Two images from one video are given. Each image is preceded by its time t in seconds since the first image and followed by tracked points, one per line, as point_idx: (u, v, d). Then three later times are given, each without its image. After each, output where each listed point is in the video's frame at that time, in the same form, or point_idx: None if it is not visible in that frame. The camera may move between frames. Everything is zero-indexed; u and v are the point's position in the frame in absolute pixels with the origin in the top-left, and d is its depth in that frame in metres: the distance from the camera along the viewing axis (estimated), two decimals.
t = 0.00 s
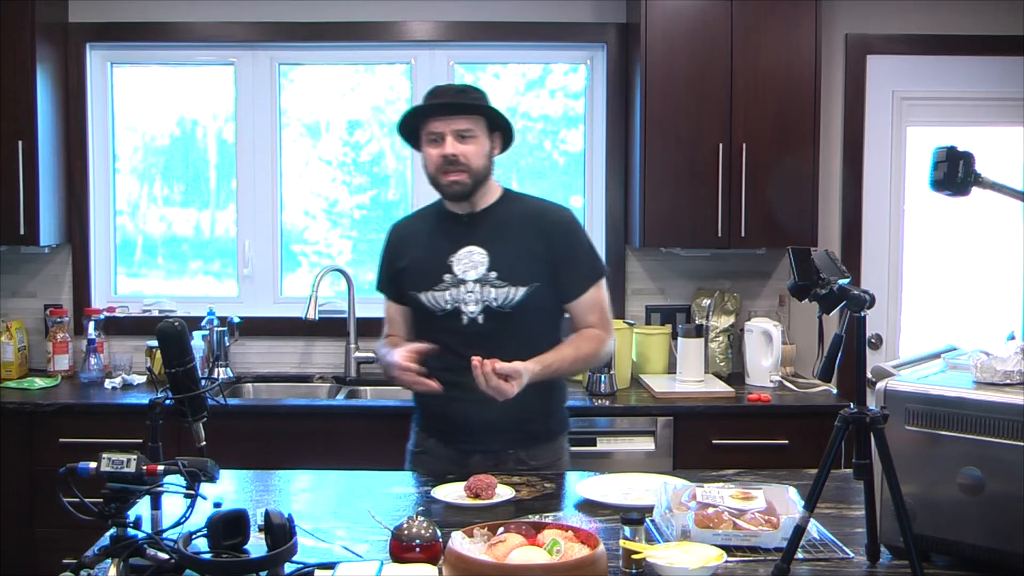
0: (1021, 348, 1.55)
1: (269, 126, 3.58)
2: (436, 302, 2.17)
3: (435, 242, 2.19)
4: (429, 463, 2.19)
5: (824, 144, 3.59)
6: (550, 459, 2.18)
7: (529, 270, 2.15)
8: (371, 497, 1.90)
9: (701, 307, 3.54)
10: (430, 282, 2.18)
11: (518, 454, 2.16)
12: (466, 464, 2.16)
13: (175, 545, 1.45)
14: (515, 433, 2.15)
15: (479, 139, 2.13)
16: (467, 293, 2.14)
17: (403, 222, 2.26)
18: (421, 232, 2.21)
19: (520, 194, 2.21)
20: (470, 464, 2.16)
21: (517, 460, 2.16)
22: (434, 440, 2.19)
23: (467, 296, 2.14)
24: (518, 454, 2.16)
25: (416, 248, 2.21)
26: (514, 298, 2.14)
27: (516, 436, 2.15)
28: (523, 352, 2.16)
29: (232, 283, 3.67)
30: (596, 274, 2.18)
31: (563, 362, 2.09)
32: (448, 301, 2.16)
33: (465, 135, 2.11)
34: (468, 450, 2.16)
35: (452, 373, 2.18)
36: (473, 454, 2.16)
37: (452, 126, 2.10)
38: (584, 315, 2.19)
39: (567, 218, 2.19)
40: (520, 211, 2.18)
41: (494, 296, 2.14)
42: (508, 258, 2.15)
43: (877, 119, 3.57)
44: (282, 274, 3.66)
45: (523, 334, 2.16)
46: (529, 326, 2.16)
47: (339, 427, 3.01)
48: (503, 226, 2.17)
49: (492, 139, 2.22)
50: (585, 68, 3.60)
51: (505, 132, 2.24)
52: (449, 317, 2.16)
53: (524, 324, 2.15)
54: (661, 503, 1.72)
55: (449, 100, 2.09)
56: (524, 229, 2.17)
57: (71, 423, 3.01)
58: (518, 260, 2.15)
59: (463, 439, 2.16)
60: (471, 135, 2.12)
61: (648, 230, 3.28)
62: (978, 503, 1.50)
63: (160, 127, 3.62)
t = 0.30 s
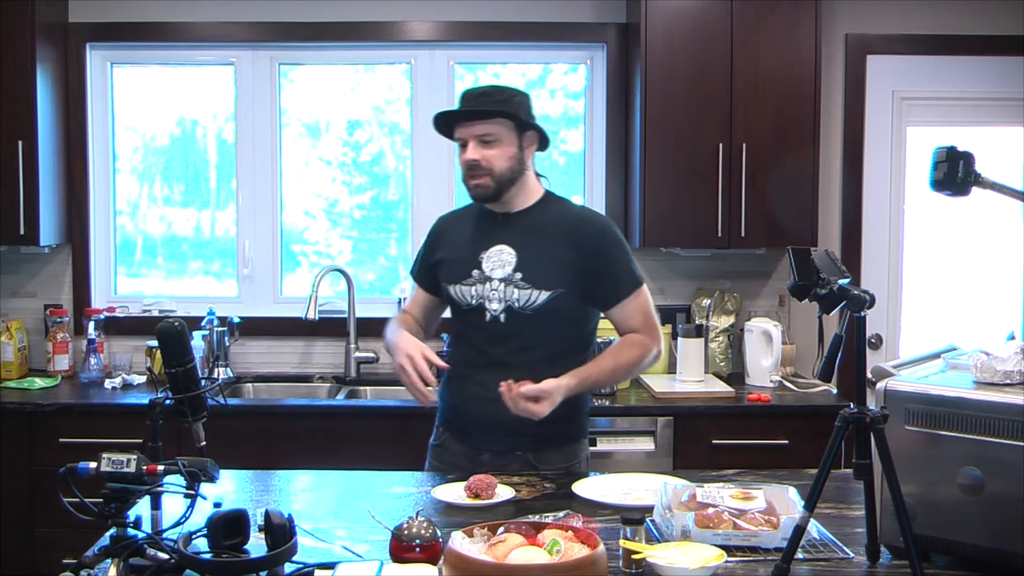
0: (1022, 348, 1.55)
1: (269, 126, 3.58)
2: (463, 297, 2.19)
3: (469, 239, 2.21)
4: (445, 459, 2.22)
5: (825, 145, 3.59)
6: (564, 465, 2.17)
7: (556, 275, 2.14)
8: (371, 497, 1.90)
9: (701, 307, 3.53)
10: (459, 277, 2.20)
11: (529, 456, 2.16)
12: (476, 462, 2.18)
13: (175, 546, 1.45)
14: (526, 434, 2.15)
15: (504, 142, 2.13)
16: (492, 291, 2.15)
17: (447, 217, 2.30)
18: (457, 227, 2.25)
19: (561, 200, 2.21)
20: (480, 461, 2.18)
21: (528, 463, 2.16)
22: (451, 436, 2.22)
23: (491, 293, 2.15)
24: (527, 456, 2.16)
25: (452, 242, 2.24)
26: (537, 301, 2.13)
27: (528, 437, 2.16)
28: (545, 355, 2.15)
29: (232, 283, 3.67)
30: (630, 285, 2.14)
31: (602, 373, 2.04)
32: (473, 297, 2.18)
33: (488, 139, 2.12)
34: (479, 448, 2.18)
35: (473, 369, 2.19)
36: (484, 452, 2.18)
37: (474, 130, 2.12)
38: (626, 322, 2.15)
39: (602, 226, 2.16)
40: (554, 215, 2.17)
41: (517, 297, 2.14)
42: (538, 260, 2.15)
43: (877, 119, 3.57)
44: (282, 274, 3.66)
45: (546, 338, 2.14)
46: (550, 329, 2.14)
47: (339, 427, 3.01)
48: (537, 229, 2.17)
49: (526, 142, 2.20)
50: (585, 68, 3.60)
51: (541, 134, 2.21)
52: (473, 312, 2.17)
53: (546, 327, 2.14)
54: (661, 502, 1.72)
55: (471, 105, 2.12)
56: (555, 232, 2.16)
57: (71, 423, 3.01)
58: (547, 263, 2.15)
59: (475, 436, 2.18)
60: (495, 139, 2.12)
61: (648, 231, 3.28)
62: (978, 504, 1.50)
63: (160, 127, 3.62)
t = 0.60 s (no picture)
0: (1021, 348, 1.55)
1: (269, 126, 3.58)
2: (475, 288, 2.20)
3: (486, 231, 2.22)
4: (449, 457, 2.23)
5: (824, 145, 3.59)
6: (565, 466, 2.17)
7: (569, 275, 2.14)
8: (371, 497, 1.90)
9: (701, 307, 3.53)
10: (474, 268, 2.21)
11: (530, 456, 2.16)
12: (478, 460, 2.19)
13: (175, 546, 1.45)
14: (527, 435, 2.15)
15: (536, 140, 2.13)
16: (505, 285, 2.16)
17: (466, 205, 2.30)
18: (476, 217, 2.25)
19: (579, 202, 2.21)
20: (483, 460, 2.19)
21: (530, 463, 2.16)
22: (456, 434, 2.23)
23: (504, 287, 2.16)
24: (528, 456, 2.16)
25: (469, 233, 2.24)
26: (548, 299, 2.14)
27: (528, 438, 2.16)
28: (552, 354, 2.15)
29: (232, 283, 3.67)
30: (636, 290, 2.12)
31: (594, 361, 1.99)
32: (486, 289, 2.19)
33: (522, 137, 2.13)
34: (482, 447, 2.18)
35: (479, 364, 2.19)
36: (485, 451, 2.18)
37: (509, 127, 2.13)
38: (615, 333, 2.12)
39: (618, 232, 2.16)
40: (573, 216, 2.18)
41: (529, 293, 2.15)
42: (552, 258, 2.15)
43: (877, 119, 3.57)
44: (282, 274, 3.66)
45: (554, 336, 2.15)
46: (559, 329, 2.15)
47: (338, 427, 3.01)
48: (554, 227, 2.17)
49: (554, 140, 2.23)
50: (585, 68, 3.60)
51: (567, 131, 2.23)
52: (483, 305, 2.18)
53: (555, 327, 2.15)
54: (661, 502, 1.72)
55: (507, 102, 2.12)
56: (572, 232, 2.16)
57: (71, 423, 3.01)
58: (561, 262, 2.15)
59: (477, 435, 2.19)
60: (528, 137, 2.13)
61: (649, 231, 3.28)
62: (978, 504, 1.50)
63: (160, 127, 3.62)
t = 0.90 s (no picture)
0: (1022, 349, 1.55)
1: (269, 126, 3.58)
2: (471, 286, 2.18)
3: (481, 228, 2.21)
4: (442, 459, 2.21)
5: (824, 145, 3.59)
6: (560, 465, 2.17)
7: (568, 273, 2.16)
8: (371, 497, 1.90)
9: (701, 307, 3.53)
10: (469, 265, 2.19)
11: (527, 456, 2.16)
12: (473, 462, 2.18)
13: (175, 546, 1.45)
14: (524, 435, 2.15)
15: (535, 135, 2.16)
16: (503, 283, 2.15)
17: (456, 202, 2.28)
18: (470, 216, 2.24)
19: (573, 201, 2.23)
20: (478, 462, 2.17)
21: (527, 464, 2.16)
22: (446, 436, 2.20)
23: (502, 285, 2.15)
24: (526, 456, 2.15)
25: (462, 230, 2.22)
26: (548, 297, 2.16)
27: (525, 437, 2.15)
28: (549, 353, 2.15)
29: (232, 282, 3.67)
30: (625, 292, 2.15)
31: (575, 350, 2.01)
32: (482, 287, 2.17)
33: (521, 131, 2.15)
34: (477, 449, 2.17)
35: (472, 364, 2.17)
36: (481, 452, 2.17)
37: (508, 122, 2.14)
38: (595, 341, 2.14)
39: (613, 233, 2.20)
40: (570, 216, 2.20)
41: (528, 292, 2.15)
42: (550, 256, 2.17)
43: (877, 119, 3.57)
44: (282, 274, 3.66)
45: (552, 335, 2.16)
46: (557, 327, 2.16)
47: (338, 427, 3.01)
48: (551, 226, 2.18)
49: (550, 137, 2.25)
50: (585, 68, 3.60)
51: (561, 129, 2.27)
52: (479, 303, 2.16)
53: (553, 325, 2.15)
54: (661, 503, 1.72)
55: (507, 97, 2.14)
56: (570, 232, 2.18)
57: (71, 423, 3.01)
58: (560, 260, 2.17)
59: (472, 436, 2.17)
60: (527, 131, 2.15)
61: (648, 231, 3.28)
62: (978, 504, 1.50)
63: (160, 127, 3.62)
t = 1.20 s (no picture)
0: (1021, 348, 1.55)
1: (269, 126, 3.58)
2: (453, 290, 2.14)
3: (459, 231, 2.17)
4: (422, 465, 2.18)
5: (824, 145, 3.59)
6: (544, 463, 2.19)
7: (554, 274, 2.16)
8: (371, 497, 1.90)
9: (701, 307, 3.53)
10: (450, 269, 2.15)
11: (514, 457, 2.16)
12: (459, 466, 2.16)
13: (175, 546, 1.45)
14: (512, 437, 2.15)
15: (519, 133, 2.16)
16: (488, 286, 2.12)
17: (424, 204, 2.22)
18: (445, 218, 2.19)
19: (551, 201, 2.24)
20: (464, 466, 2.15)
21: (512, 465, 2.16)
22: (427, 442, 2.18)
23: (487, 288, 2.12)
24: (513, 457, 2.16)
25: (438, 233, 2.18)
26: (536, 299, 2.14)
27: (513, 439, 2.15)
28: (536, 355, 2.15)
29: (232, 283, 3.67)
30: (620, 288, 2.24)
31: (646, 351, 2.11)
32: (466, 290, 2.13)
33: (506, 128, 2.15)
34: (462, 453, 2.15)
35: (455, 368, 2.14)
36: (467, 456, 2.15)
37: (493, 117, 2.14)
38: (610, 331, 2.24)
39: (597, 233, 2.22)
40: (552, 217, 2.20)
41: (515, 294, 2.13)
42: (535, 258, 2.16)
43: (877, 119, 3.57)
44: (282, 275, 3.66)
45: (539, 337, 2.15)
46: (544, 329, 2.15)
47: (339, 427, 3.01)
48: (533, 226, 2.18)
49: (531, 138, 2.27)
50: (585, 68, 3.60)
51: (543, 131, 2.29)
52: (464, 306, 2.12)
53: (540, 327, 2.14)
54: (661, 503, 1.72)
55: (494, 91, 2.14)
56: (554, 233, 2.18)
57: (71, 423, 3.01)
58: (545, 262, 2.16)
59: (458, 441, 2.15)
60: (512, 129, 2.16)
61: (648, 231, 3.29)
62: (978, 504, 1.50)
63: (160, 127, 3.62)
